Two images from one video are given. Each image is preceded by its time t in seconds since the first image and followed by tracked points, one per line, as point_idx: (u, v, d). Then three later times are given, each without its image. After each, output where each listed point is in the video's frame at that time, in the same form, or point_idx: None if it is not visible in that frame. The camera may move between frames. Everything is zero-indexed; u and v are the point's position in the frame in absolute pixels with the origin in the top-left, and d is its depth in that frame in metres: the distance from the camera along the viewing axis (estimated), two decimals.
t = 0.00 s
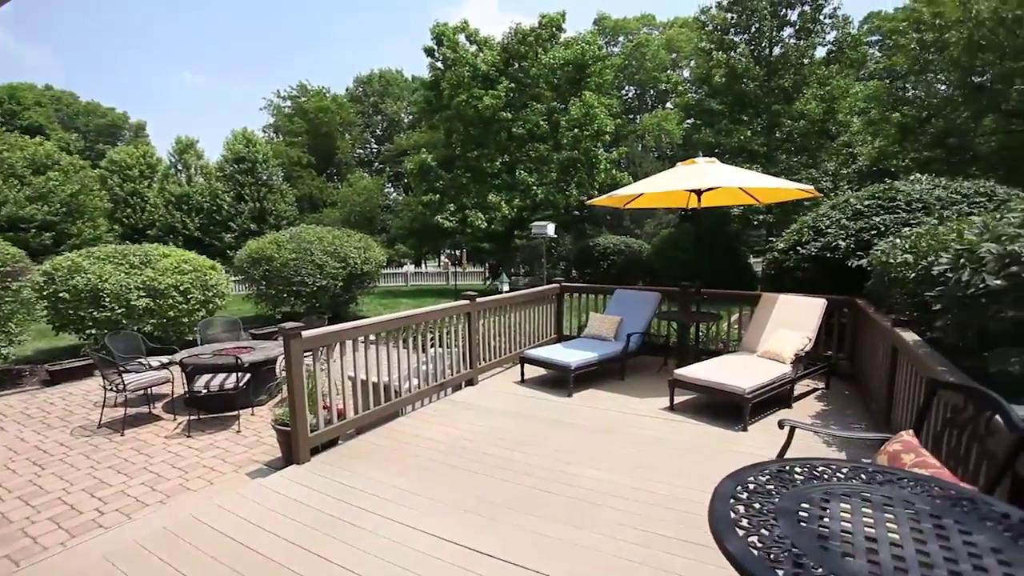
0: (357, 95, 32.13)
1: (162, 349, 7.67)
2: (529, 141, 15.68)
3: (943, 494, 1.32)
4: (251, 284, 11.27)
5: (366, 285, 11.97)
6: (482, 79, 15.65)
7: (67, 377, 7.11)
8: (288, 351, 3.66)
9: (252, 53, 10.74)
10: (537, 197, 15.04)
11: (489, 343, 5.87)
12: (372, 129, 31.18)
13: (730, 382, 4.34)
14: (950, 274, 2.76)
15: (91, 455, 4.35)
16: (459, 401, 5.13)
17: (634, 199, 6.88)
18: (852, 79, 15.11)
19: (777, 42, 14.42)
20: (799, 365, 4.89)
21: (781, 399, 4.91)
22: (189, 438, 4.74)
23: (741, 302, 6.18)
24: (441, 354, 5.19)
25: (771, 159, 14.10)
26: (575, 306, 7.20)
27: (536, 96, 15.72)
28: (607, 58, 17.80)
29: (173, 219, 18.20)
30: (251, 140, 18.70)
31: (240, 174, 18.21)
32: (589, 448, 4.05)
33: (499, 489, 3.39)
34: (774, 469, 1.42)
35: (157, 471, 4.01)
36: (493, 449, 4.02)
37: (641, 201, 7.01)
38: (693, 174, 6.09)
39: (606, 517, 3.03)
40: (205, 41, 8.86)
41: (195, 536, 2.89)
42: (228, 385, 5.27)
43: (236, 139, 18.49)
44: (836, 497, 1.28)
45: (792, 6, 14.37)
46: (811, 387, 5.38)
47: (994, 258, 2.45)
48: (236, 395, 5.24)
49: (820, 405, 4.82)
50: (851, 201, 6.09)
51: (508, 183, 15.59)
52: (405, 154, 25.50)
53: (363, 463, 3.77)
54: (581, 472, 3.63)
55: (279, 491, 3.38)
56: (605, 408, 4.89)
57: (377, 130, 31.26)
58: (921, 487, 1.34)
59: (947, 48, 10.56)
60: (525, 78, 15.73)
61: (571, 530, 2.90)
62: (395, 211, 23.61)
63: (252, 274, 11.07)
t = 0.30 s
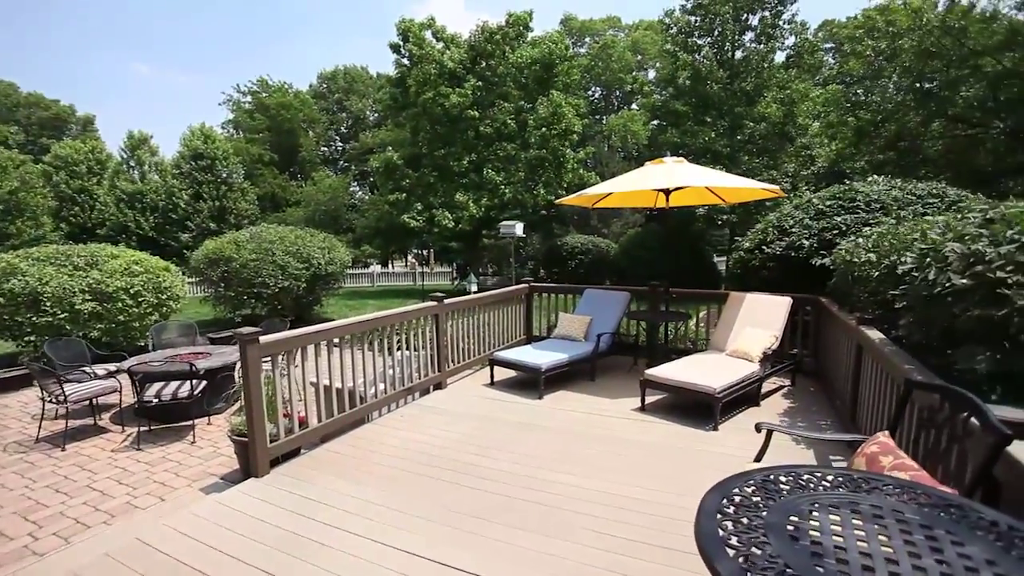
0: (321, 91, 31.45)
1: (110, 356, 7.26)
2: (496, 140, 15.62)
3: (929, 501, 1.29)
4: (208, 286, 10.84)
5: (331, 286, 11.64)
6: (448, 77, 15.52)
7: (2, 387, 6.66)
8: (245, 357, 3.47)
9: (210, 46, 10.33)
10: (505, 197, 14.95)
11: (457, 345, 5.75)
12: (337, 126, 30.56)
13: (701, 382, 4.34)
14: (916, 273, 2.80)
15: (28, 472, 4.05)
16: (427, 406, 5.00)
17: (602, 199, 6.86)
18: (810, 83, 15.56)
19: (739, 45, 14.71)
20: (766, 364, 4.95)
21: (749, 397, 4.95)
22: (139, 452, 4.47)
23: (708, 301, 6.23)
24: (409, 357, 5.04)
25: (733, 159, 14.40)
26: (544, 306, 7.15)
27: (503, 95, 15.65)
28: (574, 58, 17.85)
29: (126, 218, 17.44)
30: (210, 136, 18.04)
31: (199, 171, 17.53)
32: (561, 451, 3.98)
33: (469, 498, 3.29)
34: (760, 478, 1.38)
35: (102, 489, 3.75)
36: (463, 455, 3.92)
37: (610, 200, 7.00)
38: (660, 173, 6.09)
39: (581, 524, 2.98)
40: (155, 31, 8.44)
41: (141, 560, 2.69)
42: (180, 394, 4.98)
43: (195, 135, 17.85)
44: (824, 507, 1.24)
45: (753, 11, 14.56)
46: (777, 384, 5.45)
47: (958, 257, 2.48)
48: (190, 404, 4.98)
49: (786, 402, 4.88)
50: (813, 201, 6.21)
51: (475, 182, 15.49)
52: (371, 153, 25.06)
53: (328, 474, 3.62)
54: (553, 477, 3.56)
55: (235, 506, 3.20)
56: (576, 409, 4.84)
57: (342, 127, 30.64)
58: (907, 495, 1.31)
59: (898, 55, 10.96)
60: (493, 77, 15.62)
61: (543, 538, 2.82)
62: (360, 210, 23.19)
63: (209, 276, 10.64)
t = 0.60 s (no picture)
0: (285, 90, 30.77)
1: (56, 365, 6.85)
2: (465, 140, 15.50)
3: (922, 506, 1.25)
4: (166, 290, 10.39)
5: (297, 289, 11.28)
6: (416, 75, 15.33)
7: None
8: (202, 365, 3.26)
9: (165, 40, 9.91)
10: (474, 196, 14.81)
11: (428, 348, 5.62)
12: (301, 125, 29.89)
13: (674, 381, 4.33)
14: (886, 272, 2.82)
15: None
16: (398, 412, 4.86)
17: (574, 199, 6.83)
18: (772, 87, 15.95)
19: (704, 49, 14.93)
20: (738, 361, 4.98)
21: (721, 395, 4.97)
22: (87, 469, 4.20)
23: (679, 301, 6.26)
24: (378, 362, 4.89)
25: (699, 160, 14.63)
26: (516, 306, 7.07)
27: (472, 95, 15.53)
28: (543, 58, 17.87)
29: (76, 218, 16.66)
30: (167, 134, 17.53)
31: (156, 170, 16.89)
32: (535, 456, 3.91)
33: (443, 507, 3.18)
34: (750, 488, 1.33)
35: (44, 511, 3.50)
36: (436, 462, 3.80)
37: (581, 199, 6.97)
38: (632, 173, 6.09)
39: (559, 533, 2.91)
40: (106, 23, 8.04)
41: None
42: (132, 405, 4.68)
43: (151, 133, 17.31)
44: (820, 517, 1.19)
45: (717, 15, 14.75)
46: (747, 381, 5.50)
47: (929, 255, 2.50)
48: (143, 415, 4.73)
49: (758, 400, 4.92)
50: (780, 201, 6.31)
51: (444, 183, 15.35)
52: (337, 152, 24.56)
53: (293, 486, 3.45)
54: (529, 484, 3.48)
55: (192, 525, 3.02)
56: (549, 412, 4.77)
57: (307, 126, 29.98)
58: (902, 501, 1.27)
59: (854, 61, 11.03)
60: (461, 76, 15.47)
61: (520, 550, 2.73)
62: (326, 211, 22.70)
63: (167, 279, 10.21)
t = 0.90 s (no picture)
0: (251, 86, 30.07)
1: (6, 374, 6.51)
2: (438, 138, 15.31)
3: (928, 509, 1.21)
4: (126, 293, 9.97)
5: (266, 290, 10.97)
6: (388, 73, 15.11)
7: None
8: (165, 372, 3.09)
9: (124, 33, 9.53)
10: (448, 195, 14.68)
11: (404, 350, 5.49)
12: (269, 122, 29.20)
13: (655, 380, 4.31)
14: (865, 268, 2.82)
15: None
16: (374, 416, 4.72)
17: (550, 197, 6.79)
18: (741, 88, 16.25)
19: (675, 50, 15.08)
20: (716, 359, 4.99)
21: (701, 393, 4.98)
22: (38, 485, 3.97)
23: (657, 299, 6.27)
24: (353, 365, 4.74)
25: (671, 160, 14.80)
26: (492, 306, 7.00)
27: (445, 93, 15.40)
28: (516, 57, 17.84)
29: (28, 218, 15.94)
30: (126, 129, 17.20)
31: (116, 168, 16.73)
32: (516, 459, 3.83)
33: (423, 517, 3.07)
34: (752, 494, 1.28)
35: None
36: (414, 468, 3.69)
37: (558, 197, 6.92)
38: (609, 171, 6.06)
39: (542, 538, 2.85)
40: (59, 11, 7.66)
41: None
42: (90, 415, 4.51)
43: (109, 128, 16.97)
44: (828, 524, 1.15)
45: (687, 16, 14.94)
46: (725, 378, 5.53)
47: (909, 251, 2.51)
48: (101, 426, 4.52)
49: (736, 396, 4.95)
50: (754, 199, 6.37)
51: (417, 181, 15.16)
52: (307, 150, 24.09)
53: (265, 498, 3.30)
54: (511, 488, 3.41)
55: (157, 543, 2.85)
56: (528, 413, 4.70)
57: (274, 124, 29.30)
58: (906, 503, 1.23)
59: (822, 63, 11.11)
60: (434, 73, 15.31)
61: (505, 560, 2.65)
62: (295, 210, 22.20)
63: (127, 281, 9.80)
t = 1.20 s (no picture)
0: (224, 82, 29.40)
1: None
2: (416, 136, 15.13)
3: (942, 508, 1.18)
4: (93, 294, 9.63)
5: (241, 290, 10.70)
6: (365, 69, 14.89)
7: None
8: (135, 378, 2.94)
9: (88, 26, 9.20)
10: (427, 193, 14.54)
11: (386, 350, 5.38)
12: (243, 119, 28.57)
13: (642, 378, 4.29)
14: (853, 264, 2.82)
15: None
16: (356, 419, 4.60)
17: (533, 194, 6.73)
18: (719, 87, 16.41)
19: (653, 49, 15.14)
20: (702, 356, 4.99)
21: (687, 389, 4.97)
22: None
23: (641, 296, 6.25)
24: (334, 366, 4.62)
25: (651, 158, 14.87)
26: (475, 305, 6.91)
27: (424, 90, 15.23)
28: (495, 54, 17.75)
29: None
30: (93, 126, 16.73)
31: (80, 165, 16.11)
32: (502, 460, 3.76)
33: (408, 523, 2.98)
34: (766, 497, 1.23)
35: None
36: (399, 472, 3.60)
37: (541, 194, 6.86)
38: (592, 168, 6.02)
39: (528, 541, 2.78)
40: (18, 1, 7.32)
41: None
42: (53, 424, 4.36)
43: (74, 125, 16.50)
44: (845, 528, 1.10)
45: (666, 15, 15.02)
46: (710, 375, 5.54)
47: (898, 247, 2.50)
48: (68, 435, 4.40)
49: (721, 393, 4.95)
50: (736, 196, 6.40)
51: (397, 180, 14.95)
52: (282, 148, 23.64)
53: (243, 507, 3.18)
54: (498, 491, 3.33)
55: (129, 559, 2.71)
56: (514, 413, 4.63)
57: (248, 121, 28.67)
58: (920, 503, 1.20)
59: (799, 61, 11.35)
60: (412, 70, 15.12)
61: (494, 565, 2.58)
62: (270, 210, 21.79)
63: (94, 283, 9.46)
